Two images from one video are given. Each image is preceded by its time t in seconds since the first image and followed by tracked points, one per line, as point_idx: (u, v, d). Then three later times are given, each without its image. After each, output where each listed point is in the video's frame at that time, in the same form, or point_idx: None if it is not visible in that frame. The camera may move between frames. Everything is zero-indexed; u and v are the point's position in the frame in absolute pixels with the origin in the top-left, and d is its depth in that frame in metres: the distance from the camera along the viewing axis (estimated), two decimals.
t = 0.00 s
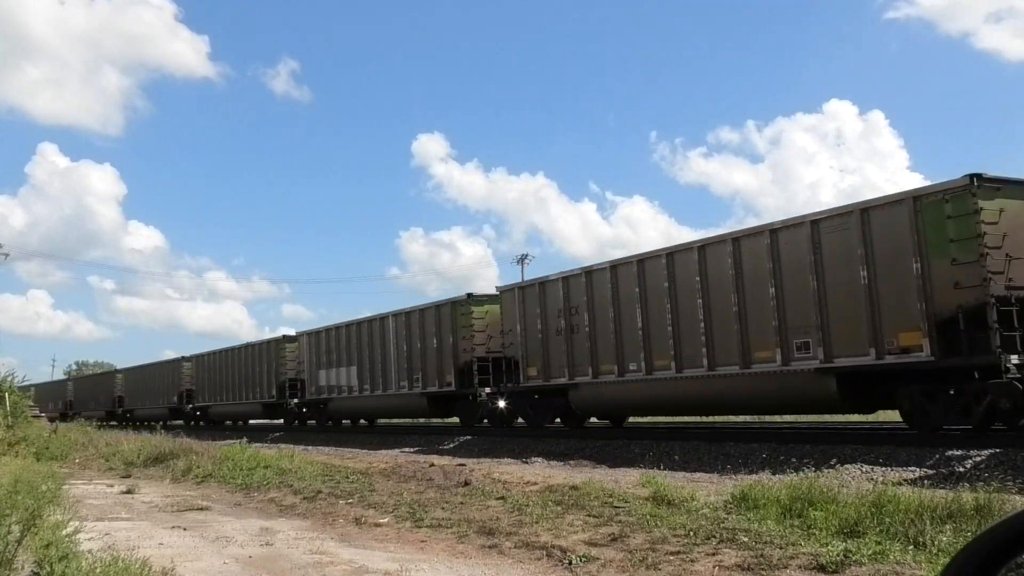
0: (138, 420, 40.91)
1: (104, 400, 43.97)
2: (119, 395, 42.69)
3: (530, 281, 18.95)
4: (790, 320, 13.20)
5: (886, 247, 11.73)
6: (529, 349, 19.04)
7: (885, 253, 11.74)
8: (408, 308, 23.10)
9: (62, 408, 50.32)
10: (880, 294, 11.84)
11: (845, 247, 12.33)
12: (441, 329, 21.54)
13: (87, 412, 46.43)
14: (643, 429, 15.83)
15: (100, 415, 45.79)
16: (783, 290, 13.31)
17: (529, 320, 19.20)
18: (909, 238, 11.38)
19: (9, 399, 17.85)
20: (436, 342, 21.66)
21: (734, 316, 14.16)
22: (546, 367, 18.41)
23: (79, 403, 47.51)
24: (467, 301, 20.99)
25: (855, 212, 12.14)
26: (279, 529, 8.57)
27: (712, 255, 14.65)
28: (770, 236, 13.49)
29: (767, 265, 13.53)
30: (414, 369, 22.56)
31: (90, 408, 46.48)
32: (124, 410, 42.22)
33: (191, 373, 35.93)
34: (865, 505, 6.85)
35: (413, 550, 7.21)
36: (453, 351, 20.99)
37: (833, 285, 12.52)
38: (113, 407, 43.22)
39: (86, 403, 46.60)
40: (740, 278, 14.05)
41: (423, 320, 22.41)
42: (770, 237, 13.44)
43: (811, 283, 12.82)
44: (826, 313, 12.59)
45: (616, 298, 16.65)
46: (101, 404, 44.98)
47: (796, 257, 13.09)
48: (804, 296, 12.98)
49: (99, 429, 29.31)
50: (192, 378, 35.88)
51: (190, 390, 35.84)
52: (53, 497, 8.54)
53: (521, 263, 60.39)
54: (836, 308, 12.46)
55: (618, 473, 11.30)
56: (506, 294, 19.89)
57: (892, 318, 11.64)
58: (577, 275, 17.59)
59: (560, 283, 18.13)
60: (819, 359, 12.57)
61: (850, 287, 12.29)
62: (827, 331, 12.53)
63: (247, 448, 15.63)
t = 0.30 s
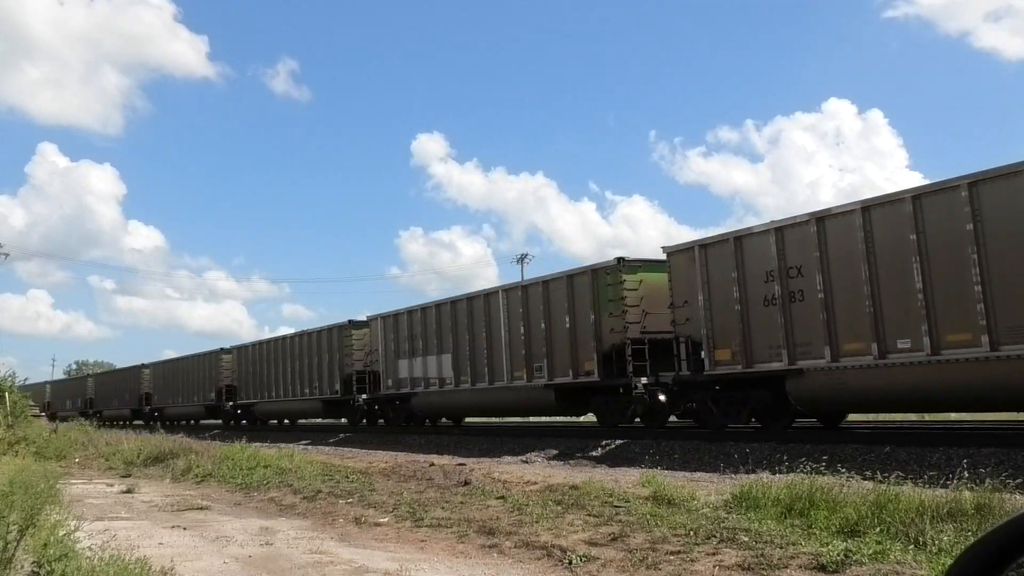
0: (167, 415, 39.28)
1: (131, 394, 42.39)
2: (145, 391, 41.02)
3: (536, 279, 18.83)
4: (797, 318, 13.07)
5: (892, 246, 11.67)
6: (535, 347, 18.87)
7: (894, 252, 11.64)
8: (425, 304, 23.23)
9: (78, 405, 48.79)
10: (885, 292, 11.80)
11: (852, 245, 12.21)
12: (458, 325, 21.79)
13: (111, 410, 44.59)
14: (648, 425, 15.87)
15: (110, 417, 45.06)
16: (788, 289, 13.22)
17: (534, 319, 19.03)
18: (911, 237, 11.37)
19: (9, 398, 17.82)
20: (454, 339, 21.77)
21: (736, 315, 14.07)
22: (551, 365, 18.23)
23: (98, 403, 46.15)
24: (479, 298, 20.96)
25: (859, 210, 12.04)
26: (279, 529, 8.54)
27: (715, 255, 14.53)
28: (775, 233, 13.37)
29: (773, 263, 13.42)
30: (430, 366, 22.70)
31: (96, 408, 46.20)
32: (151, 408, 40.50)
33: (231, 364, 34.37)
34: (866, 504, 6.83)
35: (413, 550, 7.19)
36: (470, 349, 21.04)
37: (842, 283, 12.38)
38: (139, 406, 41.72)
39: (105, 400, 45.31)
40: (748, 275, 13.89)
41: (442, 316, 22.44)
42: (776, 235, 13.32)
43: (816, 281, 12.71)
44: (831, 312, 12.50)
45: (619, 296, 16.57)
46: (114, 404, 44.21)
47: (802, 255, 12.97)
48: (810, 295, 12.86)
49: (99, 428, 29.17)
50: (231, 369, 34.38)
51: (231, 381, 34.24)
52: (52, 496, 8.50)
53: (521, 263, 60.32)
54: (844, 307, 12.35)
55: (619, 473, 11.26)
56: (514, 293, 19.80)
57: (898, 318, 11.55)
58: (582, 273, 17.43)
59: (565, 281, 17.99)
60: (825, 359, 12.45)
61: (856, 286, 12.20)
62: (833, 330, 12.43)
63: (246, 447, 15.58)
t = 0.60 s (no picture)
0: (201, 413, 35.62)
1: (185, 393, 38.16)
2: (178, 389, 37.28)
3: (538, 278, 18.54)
4: (806, 318, 12.67)
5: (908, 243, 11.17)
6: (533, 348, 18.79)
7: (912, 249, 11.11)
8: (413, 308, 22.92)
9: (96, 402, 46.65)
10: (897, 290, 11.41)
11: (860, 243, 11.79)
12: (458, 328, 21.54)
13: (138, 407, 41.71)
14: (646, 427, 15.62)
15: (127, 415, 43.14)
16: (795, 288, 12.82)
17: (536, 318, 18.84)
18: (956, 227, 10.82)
19: (9, 398, 17.78)
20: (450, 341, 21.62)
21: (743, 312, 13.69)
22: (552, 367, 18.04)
23: (117, 397, 44.09)
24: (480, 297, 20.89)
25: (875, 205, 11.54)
26: (280, 528, 8.54)
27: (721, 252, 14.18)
28: (783, 231, 13.01)
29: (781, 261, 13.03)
30: (518, 357, 19.20)
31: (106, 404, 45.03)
32: (185, 407, 36.85)
33: (280, 355, 29.96)
34: (867, 504, 6.83)
35: (414, 549, 7.19)
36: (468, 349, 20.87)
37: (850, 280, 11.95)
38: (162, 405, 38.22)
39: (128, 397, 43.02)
40: (755, 274, 13.51)
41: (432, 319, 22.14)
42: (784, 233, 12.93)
43: (825, 281, 12.32)
44: (843, 311, 12.09)
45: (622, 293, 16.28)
46: (131, 403, 42.41)
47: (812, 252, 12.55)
48: (819, 292, 12.45)
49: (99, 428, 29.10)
50: (281, 362, 29.98)
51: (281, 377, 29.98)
52: (53, 496, 8.49)
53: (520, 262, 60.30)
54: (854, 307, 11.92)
55: (620, 473, 11.25)
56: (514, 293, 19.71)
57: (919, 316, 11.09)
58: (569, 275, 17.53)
59: (568, 280, 17.78)
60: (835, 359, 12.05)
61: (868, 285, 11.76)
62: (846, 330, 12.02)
63: (246, 447, 15.56)
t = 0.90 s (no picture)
0: (244, 410, 33.38)
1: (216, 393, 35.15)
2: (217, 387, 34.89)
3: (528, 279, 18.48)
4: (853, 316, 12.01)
5: (959, 234, 10.67)
6: (521, 350, 18.70)
7: (916, 248, 11.20)
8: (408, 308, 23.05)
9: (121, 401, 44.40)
10: (899, 289, 11.42)
11: (863, 243, 11.86)
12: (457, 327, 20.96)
13: (169, 406, 38.80)
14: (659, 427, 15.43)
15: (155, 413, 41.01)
16: (800, 287, 12.83)
17: (523, 320, 18.81)
18: (925, 236, 11.03)
19: (12, 398, 17.80)
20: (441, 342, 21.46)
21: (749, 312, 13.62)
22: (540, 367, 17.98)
23: (146, 394, 42.04)
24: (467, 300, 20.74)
25: (923, 195, 11.02)
26: (281, 529, 8.55)
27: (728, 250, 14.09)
28: (787, 232, 12.99)
29: (785, 260, 13.04)
30: (699, 337, 14.52)
31: (127, 403, 43.29)
32: (226, 404, 34.40)
33: (344, 345, 27.35)
34: (870, 504, 6.81)
35: (416, 550, 7.19)
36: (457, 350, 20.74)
37: (857, 279, 11.98)
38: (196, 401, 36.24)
39: (156, 394, 40.61)
40: (760, 273, 13.50)
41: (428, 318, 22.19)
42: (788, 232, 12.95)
43: (830, 280, 12.32)
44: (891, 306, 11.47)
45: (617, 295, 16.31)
46: (159, 401, 40.23)
47: (818, 251, 12.55)
48: (825, 292, 12.45)
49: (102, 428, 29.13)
50: (345, 353, 27.31)
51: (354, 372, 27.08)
52: (55, 497, 8.50)
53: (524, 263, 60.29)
54: (861, 306, 11.91)
55: (622, 473, 11.26)
56: (503, 295, 19.65)
57: (922, 314, 11.11)
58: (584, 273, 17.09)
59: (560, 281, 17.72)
60: (839, 359, 12.01)
61: (918, 279, 11.19)
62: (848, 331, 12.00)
63: (248, 447, 15.57)
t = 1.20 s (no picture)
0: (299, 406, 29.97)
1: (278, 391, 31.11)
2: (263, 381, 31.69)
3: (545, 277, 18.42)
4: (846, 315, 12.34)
5: (952, 235, 11.00)
6: (541, 347, 18.59)
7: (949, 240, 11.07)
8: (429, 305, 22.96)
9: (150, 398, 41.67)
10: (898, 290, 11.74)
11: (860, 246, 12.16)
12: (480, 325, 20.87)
13: (205, 405, 36.22)
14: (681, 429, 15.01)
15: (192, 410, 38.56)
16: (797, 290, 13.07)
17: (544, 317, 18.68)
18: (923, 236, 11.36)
19: (12, 398, 17.78)
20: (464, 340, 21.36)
21: (748, 312, 13.85)
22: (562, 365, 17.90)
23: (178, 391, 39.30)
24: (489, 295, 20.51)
25: (923, 197, 11.34)
26: (282, 529, 8.55)
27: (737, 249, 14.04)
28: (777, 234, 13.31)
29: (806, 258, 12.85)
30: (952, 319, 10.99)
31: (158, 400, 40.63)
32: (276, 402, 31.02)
33: (429, 330, 23.16)
34: (871, 505, 6.81)
35: (416, 550, 7.20)
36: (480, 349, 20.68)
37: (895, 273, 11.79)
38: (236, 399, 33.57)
39: (191, 391, 38.03)
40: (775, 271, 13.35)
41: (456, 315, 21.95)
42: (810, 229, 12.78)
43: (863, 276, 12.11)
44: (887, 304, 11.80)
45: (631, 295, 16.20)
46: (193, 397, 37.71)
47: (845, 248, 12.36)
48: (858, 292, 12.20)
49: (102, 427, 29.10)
50: (430, 341, 23.11)
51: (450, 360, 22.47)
52: (55, 496, 8.51)
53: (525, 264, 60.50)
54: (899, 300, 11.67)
55: (623, 473, 11.28)
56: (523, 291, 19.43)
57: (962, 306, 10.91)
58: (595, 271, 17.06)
59: (575, 280, 17.70)
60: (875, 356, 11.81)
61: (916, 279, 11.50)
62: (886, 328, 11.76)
63: (248, 447, 15.56)
